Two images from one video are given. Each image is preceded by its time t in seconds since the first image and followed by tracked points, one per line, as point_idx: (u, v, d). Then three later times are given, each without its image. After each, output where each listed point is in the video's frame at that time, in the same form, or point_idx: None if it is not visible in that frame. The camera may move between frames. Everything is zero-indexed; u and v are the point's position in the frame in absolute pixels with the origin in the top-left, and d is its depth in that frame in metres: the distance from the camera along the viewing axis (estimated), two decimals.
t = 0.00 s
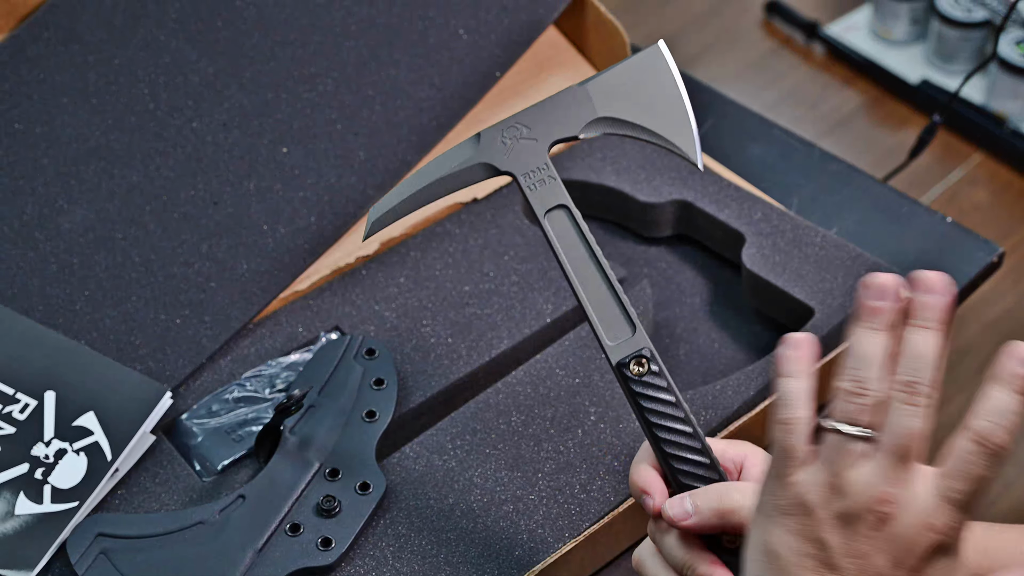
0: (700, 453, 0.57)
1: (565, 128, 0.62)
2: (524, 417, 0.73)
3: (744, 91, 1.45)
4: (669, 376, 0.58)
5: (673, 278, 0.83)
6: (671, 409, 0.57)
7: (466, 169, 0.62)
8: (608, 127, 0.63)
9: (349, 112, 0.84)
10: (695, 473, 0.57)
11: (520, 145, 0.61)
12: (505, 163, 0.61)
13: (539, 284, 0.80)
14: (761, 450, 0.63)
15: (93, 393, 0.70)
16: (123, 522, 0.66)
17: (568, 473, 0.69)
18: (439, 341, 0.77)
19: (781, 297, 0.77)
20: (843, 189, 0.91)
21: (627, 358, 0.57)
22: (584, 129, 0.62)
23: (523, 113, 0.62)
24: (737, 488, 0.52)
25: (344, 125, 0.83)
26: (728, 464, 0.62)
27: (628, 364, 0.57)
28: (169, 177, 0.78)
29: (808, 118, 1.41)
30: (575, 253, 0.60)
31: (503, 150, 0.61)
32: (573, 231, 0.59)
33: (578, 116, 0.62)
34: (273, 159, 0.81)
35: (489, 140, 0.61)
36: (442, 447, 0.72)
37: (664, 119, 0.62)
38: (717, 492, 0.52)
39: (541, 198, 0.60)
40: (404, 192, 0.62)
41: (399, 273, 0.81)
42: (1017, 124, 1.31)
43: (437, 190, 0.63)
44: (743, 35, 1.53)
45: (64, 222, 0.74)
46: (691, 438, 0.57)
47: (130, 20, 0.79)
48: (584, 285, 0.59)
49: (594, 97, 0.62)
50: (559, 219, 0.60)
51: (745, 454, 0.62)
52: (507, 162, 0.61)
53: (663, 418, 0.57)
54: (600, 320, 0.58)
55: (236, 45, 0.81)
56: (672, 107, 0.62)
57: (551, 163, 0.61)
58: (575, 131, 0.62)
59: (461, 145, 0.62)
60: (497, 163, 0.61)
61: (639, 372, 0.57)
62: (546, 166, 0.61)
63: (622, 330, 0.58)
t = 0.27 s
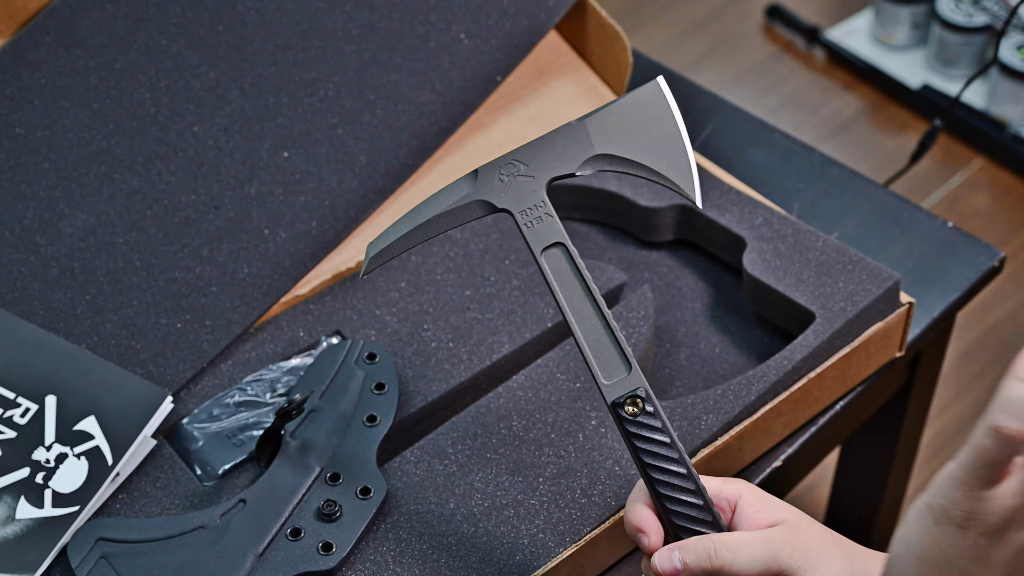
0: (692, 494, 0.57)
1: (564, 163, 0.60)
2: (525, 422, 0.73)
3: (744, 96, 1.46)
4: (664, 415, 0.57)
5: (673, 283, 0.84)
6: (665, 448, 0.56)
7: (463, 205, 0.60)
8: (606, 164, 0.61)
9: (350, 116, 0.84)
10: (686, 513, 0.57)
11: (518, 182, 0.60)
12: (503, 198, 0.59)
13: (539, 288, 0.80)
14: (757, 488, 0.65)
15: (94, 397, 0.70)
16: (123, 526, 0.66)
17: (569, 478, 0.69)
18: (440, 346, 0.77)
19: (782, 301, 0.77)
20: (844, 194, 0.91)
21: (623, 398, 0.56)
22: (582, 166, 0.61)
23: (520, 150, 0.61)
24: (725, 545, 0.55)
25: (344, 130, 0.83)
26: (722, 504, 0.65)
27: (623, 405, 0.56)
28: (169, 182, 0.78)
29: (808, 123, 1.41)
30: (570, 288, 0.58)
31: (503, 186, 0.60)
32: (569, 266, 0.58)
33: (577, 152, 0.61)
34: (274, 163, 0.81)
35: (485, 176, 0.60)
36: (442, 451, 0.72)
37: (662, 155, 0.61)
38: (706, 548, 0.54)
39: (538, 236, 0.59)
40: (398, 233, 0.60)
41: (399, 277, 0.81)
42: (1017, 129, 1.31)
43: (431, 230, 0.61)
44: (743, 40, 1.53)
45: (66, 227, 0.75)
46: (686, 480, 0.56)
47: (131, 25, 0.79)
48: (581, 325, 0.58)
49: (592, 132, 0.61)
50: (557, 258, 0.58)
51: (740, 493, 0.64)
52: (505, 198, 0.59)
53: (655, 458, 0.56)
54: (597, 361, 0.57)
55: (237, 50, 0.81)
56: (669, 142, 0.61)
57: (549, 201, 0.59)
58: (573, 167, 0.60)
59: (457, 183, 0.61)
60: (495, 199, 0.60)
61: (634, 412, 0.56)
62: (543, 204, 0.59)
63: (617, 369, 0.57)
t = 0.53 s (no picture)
0: (727, 521, 0.55)
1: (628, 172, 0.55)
2: (524, 426, 0.73)
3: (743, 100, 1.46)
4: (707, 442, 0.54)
5: (673, 286, 0.84)
6: (706, 474, 0.54)
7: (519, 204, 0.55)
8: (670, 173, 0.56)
9: (350, 120, 0.84)
10: (720, 541, 0.55)
11: (579, 187, 0.54)
12: (560, 202, 0.54)
13: (539, 292, 0.80)
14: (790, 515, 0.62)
15: (93, 401, 0.70)
16: (122, 530, 0.66)
17: (568, 482, 0.69)
18: (440, 350, 0.77)
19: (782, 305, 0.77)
20: (844, 198, 0.91)
21: (667, 423, 0.53)
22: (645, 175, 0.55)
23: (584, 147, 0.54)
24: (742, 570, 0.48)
25: (344, 133, 0.83)
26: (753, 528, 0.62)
27: (668, 428, 0.54)
28: (169, 186, 0.78)
29: (808, 127, 1.41)
30: (621, 304, 0.54)
31: (560, 192, 0.54)
32: (625, 284, 0.54)
33: (642, 158, 0.55)
34: (273, 167, 0.81)
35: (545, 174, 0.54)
36: (441, 455, 0.71)
37: (732, 168, 0.56)
38: None
39: (596, 246, 0.54)
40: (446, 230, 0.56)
41: (399, 281, 0.81)
42: (1018, 133, 1.31)
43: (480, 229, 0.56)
44: (744, 43, 1.53)
45: (65, 230, 0.75)
46: (723, 508, 0.55)
47: (131, 29, 0.79)
48: (630, 340, 0.54)
49: (663, 139, 0.55)
50: (610, 270, 0.54)
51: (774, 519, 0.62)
52: (561, 203, 0.54)
53: (695, 484, 0.54)
54: (643, 381, 0.54)
55: (237, 54, 0.81)
56: (741, 154, 0.56)
57: (608, 208, 0.54)
58: (637, 175, 0.55)
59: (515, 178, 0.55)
60: (551, 202, 0.54)
61: (678, 436, 0.54)
62: (602, 213, 0.54)
63: (663, 392, 0.54)
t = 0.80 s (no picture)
0: (715, 505, 0.56)
1: (599, 169, 0.59)
2: (524, 427, 0.73)
3: (743, 101, 1.46)
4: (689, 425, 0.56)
5: (672, 287, 0.84)
6: (687, 458, 0.56)
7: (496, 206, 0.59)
8: (639, 171, 0.60)
9: (349, 121, 0.84)
10: (708, 525, 0.56)
11: (551, 186, 0.58)
12: (534, 199, 0.58)
13: (538, 293, 0.80)
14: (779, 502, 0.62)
15: (92, 402, 0.70)
16: (121, 531, 0.66)
17: (567, 483, 0.69)
18: (440, 351, 0.77)
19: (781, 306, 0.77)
20: (843, 199, 0.91)
21: (650, 408, 0.55)
22: (617, 172, 0.59)
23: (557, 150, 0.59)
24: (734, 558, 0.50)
25: (344, 135, 0.83)
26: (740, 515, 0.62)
27: (650, 414, 0.55)
28: (168, 187, 0.78)
29: (807, 128, 1.42)
30: (600, 294, 0.57)
31: (534, 189, 0.58)
32: (601, 274, 0.57)
33: (609, 158, 0.59)
34: (273, 168, 0.81)
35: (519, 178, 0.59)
36: (441, 456, 0.71)
37: (699, 164, 0.59)
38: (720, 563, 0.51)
39: (571, 241, 0.57)
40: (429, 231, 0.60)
41: (398, 282, 0.81)
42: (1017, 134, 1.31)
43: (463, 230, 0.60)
44: (742, 44, 1.53)
45: (64, 231, 0.75)
46: (708, 492, 0.56)
47: (130, 30, 0.79)
48: (611, 331, 0.56)
49: (628, 138, 0.59)
50: (588, 263, 0.57)
51: (759, 504, 0.61)
52: (536, 200, 0.58)
53: (680, 468, 0.56)
54: (625, 370, 0.56)
55: (236, 55, 0.81)
56: (705, 151, 0.60)
57: (581, 206, 0.58)
58: (608, 172, 0.59)
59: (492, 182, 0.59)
60: (527, 200, 0.58)
61: (660, 422, 0.55)
62: (576, 209, 0.58)
63: (644, 378, 0.56)
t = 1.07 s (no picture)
0: (723, 509, 0.56)
1: (609, 157, 0.59)
2: (525, 426, 0.73)
3: (744, 100, 1.46)
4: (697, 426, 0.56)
5: (673, 286, 0.84)
6: (696, 458, 0.56)
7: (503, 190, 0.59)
8: (649, 159, 0.60)
9: (350, 120, 0.84)
10: (715, 529, 0.56)
11: (561, 172, 0.58)
12: (544, 184, 0.58)
13: (538, 292, 0.80)
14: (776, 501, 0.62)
15: (93, 401, 0.70)
16: (122, 530, 0.66)
17: (568, 482, 0.69)
18: (440, 350, 0.77)
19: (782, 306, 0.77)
20: (844, 198, 0.91)
21: (657, 406, 0.55)
22: (627, 160, 0.59)
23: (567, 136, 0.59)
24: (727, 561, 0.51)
25: (344, 134, 0.83)
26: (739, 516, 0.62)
27: (658, 412, 0.55)
28: (169, 186, 0.78)
29: (808, 127, 1.42)
30: (609, 289, 0.57)
31: (544, 175, 0.58)
32: (610, 266, 0.57)
33: (620, 146, 0.59)
34: (273, 167, 0.81)
35: (529, 161, 0.59)
36: (441, 455, 0.71)
37: (709, 156, 0.60)
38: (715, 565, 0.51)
39: (580, 231, 0.57)
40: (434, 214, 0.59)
41: (399, 281, 0.81)
42: (1018, 133, 1.30)
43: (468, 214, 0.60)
44: (744, 43, 1.53)
45: (65, 230, 0.75)
46: (716, 494, 0.56)
47: (131, 29, 0.79)
48: (619, 328, 0.56)
49: (640, 127, 0.59)
50: (596, 254, 0.57)
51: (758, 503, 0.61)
52: (545, 186, 0.58)
53: (687, 468, 0.56)
54: (632, 366, 0.56)
55: (237, 54, 0.81)
56: (715, 144, 0.60)
57: (591, 195, 0.58)
58: (619, 160, 0.59)
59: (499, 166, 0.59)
60: (536, 186, 0.58)
61: (668, 421, 0.55)
62: (585, 197, 0.58)
63: (652, 376, 0.56)
